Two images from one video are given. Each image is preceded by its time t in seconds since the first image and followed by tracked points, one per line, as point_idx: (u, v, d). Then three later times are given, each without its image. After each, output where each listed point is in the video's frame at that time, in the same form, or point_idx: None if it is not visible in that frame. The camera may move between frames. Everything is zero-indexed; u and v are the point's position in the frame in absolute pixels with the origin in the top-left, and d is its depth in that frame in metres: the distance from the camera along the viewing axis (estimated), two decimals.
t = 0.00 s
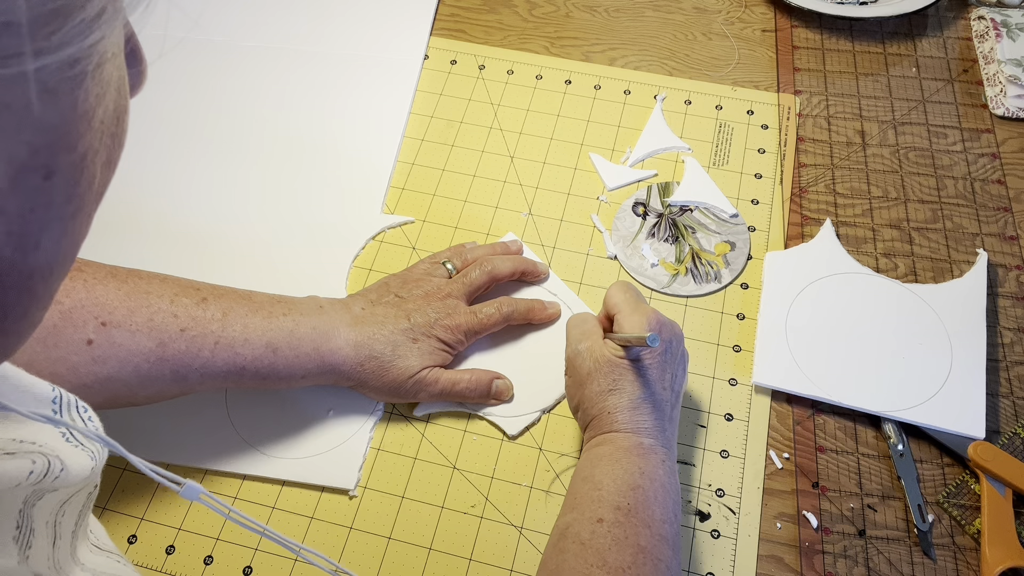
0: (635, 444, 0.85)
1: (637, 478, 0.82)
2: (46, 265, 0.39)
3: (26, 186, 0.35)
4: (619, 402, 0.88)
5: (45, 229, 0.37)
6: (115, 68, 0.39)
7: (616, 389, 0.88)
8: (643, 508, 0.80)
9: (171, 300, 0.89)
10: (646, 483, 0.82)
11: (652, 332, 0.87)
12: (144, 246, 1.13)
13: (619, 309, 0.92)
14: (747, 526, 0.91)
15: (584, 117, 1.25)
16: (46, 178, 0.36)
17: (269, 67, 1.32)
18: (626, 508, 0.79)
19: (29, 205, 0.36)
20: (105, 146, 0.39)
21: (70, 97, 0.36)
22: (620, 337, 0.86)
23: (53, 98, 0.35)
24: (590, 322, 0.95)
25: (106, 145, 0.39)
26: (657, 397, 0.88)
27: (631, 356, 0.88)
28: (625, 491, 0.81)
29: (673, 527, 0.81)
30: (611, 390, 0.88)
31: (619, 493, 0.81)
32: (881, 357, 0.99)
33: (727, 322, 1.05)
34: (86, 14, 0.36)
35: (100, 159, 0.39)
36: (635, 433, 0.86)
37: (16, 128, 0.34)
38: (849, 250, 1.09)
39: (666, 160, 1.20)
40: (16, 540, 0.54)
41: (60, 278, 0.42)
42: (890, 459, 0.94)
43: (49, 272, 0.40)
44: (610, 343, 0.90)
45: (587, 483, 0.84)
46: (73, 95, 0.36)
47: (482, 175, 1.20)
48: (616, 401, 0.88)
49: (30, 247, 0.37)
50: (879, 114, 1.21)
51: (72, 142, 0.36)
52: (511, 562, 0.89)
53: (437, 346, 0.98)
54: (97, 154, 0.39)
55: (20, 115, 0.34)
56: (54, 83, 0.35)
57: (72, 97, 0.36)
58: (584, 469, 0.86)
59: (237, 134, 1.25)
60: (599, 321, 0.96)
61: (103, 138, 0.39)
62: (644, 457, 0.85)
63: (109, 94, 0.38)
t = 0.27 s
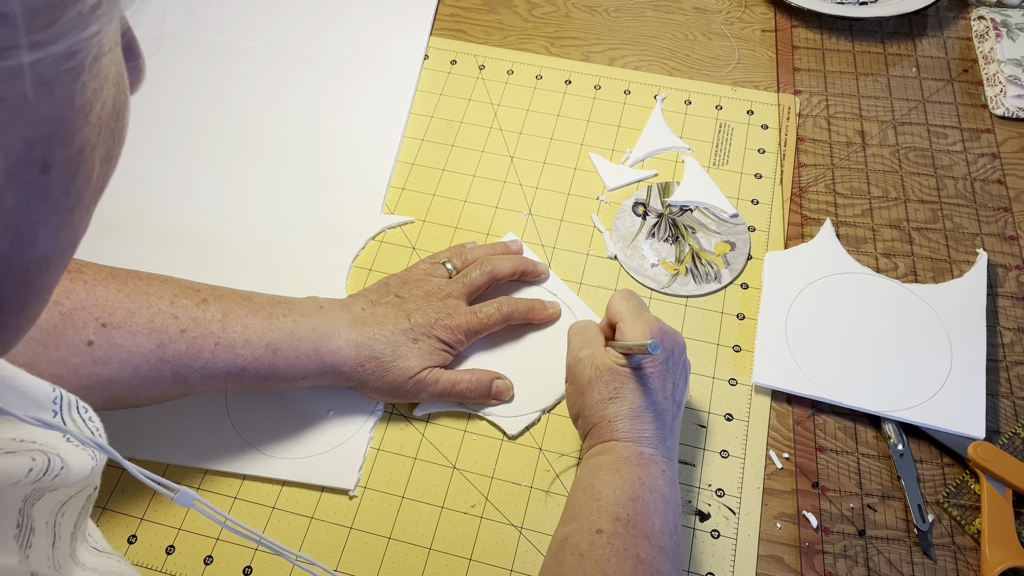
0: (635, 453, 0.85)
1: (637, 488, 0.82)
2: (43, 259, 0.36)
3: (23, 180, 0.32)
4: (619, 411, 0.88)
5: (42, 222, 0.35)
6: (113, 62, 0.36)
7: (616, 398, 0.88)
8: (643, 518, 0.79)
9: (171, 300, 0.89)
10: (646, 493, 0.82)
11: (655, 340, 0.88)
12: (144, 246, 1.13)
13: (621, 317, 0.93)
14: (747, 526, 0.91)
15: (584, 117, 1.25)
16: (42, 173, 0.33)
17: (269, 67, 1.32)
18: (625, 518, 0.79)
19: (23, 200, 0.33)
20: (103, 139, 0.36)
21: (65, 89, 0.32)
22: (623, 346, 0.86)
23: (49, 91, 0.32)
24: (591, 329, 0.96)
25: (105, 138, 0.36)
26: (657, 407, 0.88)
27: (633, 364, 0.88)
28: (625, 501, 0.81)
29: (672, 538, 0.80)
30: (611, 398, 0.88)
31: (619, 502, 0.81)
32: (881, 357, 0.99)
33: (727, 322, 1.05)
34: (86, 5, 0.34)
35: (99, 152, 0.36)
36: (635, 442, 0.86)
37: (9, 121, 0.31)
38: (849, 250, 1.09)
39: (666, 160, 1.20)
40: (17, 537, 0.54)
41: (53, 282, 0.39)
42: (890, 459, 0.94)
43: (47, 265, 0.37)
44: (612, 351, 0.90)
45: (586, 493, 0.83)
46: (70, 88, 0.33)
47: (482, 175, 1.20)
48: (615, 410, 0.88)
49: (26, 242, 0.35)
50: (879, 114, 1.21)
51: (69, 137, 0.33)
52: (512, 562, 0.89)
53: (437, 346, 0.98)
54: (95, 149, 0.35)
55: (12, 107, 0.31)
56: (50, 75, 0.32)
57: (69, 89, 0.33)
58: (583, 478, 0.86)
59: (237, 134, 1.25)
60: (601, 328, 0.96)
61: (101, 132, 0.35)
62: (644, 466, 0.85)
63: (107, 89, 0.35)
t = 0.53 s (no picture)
0: (626, 463, 0.84)
1: (627, 499, 0.81)
2: (36, 258, 0.34)
3: (15, 179, 0.30)
4: (610, 420, 0.87)
5: (35, 222, 0.32)
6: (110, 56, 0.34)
7: (608, 407, 0.88)
8: (632, 530, 0.79)
9: (171, 299, 0.89)
10: (635, 504, 0.81)
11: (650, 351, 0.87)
12: (145, 245, 1.14)
13: (619, 325, 0.92)
14: (747, 526, 0.91)
15: (584, 117, 1.25)
16: (38, 170, 0.31)
17: (270, 67, 1.32)
18: (614, 530, 0.78)
19: (15, 198, 0.31)
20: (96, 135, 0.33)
21: (64, 87, 0.30)
22: (616, 355, 0.86)
23: (47, 88, 0.30)
24: (588, 335, 0.95)
25: (101, 136, 0.34)
26: (650, 417, 0.87)
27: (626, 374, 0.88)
28: (614, 512, 0.80)
29: (661, 550, 0.80)
30: (603, 407, 0.88)
31: (608, 513, 0.80)
32: (881, 357, 0.99)
33: (727, 322, 1.05)
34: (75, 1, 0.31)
35: (93, 151, 0.34)
36: (626, 452, 0.85)
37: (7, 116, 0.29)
38: (849, 250, 1.09)
39: (666, 160, 1.20)
40: (17, 535, 0.55)
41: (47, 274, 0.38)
42: (890, 459, 0.94)
43: (39, 265, 0.34)
44: (607, 359, 0.90)
45: (576, 503, 0.83)
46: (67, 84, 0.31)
47: (482, 175, 1.20)
48: (608, 420, 0.87)
49: (19, 240, 0.32)
50: (879, 114, 1.21)
51: (65, 134, 0.31)
52: (511, 562, 0.89)
53: (437, 345, 0.98)
54: (90, 148, 0.33)
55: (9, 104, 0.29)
56: (49, 73, 0.30)
57: (67, 86, 0.31)
58: (573, 487, 0.85)
59: (238, 133, 1.25)
60: (598, 335, 0.96)
61: (97, 130, 0.33)
62: (635, 476, 0.84)
63: (106, 87, 0.33)
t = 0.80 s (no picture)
0: (615, 476, 0.84)
1: (616, 512, 0.80)
2: (30, 239, 0.41)
3: (10, 160, 0.37)
4: (600, 432, 0.86)
5: (30, 204, 0.40)
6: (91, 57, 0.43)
7: (599, 418, 0.87)
8: (621, 544, 0.78)
9: (171, 299, 0.89)
10: (624, 518, 0.80)
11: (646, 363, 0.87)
12: (146, 245, 1.14)
13: (616, 336, 0.92)
14: (747, 526, 0.91)
15: (584, 117, 1.25)
16: (30, 154, 0.38)
17: (270, 67, 1.32)
18: (603, 544, 0.77)
19: (14, 179, 0.38)
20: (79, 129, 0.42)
21: (51, 76, 0.38)
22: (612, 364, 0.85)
23: (37, 80, 0.38)
24: (585, 344, 0.94)
25: (83, 129, 0.43)
26: (640, 429, 0.87)
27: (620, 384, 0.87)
28: (603, 526, 0.79)
29: (649, 565, 0.79)
30: (594, 418, 0.87)
31: (597, 527, 0.79)
32: (881, 357, 0.99)
33: (727, 322, 1.05)
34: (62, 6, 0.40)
35: (80, 142, 0.43)
36: (616, 465, 0.85)
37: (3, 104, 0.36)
38: (849, 250, 1.09)
39: (666, 160, 1.20)
40: (12, 532, 0.55)
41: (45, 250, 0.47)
42: (890, 459, 0.94)
43: (33, 247, 0.42)
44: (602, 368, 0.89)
45: (564, 516, 0.81)
46: (52, 78, 0.39)
47: (482, 175, 1.20)
48: (598, 431, 0.86)
49: (14, 222, 0.39)
50: (879, 114, 1.21)
51: (54, 122, 0.39)
52: (511, 562, 0.89)
53: (438, 346, 0.98)
54: (75, 137, 0.42)
55: (9, 93, 0.36)
56: (36, 62, 0.38)
57: (53, 79, 0.38)
58: (561, 499, 0.84)
59: (238, 133, 1.25)
60: (596, 344, 0.95)
61: (83, 121, 0.42)
62: (624, 490, 0.83)
63: (92, 78, 0.43)
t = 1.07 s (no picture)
0: (590, 485, 0.83)
1: (591, 522, 0.79)
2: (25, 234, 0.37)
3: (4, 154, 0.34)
4: (578, 439, 0.86)
5: (26, 198, 0.36)
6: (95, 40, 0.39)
7: (577, 425, 0.87)
8: (595, 555, 0.76)
9: (171, 300, 0.89)
10: (599, 528, 0.79)
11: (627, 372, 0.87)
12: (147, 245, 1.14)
13: (605, 345, 0.92)
14: (747, 526, 0.91)
15: (584, 117, 1.25)
16: (25, 146, 0.34)
17: (270, 67, 1.32)
18: (577, 556, 0.76)
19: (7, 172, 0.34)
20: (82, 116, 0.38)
21: (48, 62, 0.34)
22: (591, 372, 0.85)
23: (32, 64, 0.34)
24: (574, 349, 0.94)
25: (87, 118, 0.39)
26: (619, 439, 0.86)
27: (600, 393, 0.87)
28: (577, 536, 0.78)
29: None
30: (572, 425, 0.87)
31: (571, 537, 0.78)
32: (881, 357, 0.99)
33: (727, 322, 1.05)
34: None
35: (82, 132, 0.39)
36: (592, 474, 0.84)
37: None
38: (849, 250, 1.09)
39: (666, 160, 1.20)
40: (7, 534, 0.54)
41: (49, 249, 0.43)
42: (890, 459, 0.94)
43: (29, 242, 0.38)
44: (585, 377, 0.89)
45: (539, 524, 0.80)
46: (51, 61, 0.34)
47: (482, 175, 1.20)
48: (575, 440, 0.86)
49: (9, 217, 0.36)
50: (879, 114, 1.21)
51: (52, 111, 0.35)
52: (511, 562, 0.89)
53: (438, 346, 0.98)
54: (80, 128, 0.38)
55: None
56: (34, 48, 0.33)
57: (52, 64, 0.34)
58: (537, 508, 0.83)
59: (239, 133, 1.25)
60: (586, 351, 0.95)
61: (84, 110, 0.38)
62: (599, 499, 0.82)
63: (92, 65, 0.38)
